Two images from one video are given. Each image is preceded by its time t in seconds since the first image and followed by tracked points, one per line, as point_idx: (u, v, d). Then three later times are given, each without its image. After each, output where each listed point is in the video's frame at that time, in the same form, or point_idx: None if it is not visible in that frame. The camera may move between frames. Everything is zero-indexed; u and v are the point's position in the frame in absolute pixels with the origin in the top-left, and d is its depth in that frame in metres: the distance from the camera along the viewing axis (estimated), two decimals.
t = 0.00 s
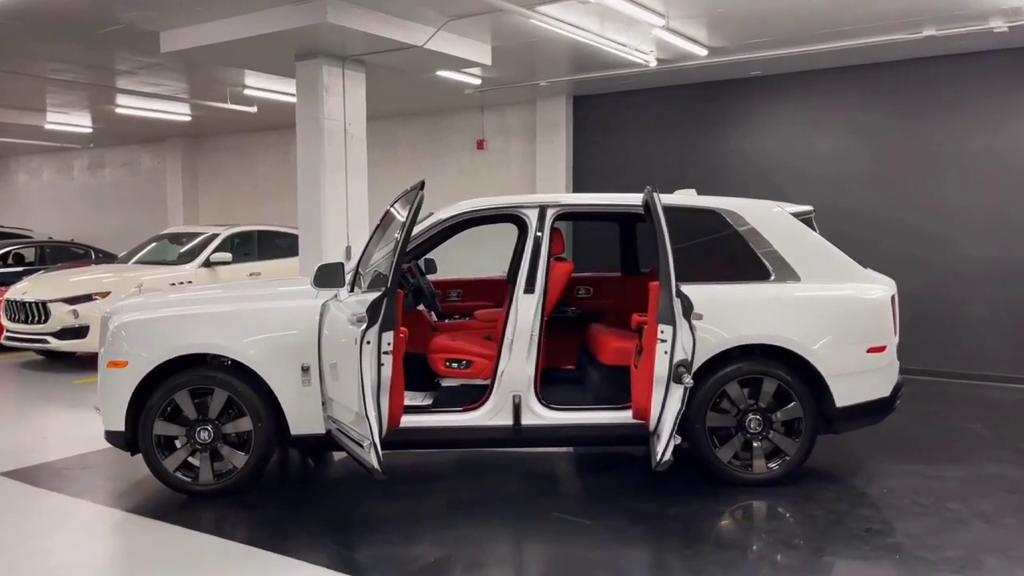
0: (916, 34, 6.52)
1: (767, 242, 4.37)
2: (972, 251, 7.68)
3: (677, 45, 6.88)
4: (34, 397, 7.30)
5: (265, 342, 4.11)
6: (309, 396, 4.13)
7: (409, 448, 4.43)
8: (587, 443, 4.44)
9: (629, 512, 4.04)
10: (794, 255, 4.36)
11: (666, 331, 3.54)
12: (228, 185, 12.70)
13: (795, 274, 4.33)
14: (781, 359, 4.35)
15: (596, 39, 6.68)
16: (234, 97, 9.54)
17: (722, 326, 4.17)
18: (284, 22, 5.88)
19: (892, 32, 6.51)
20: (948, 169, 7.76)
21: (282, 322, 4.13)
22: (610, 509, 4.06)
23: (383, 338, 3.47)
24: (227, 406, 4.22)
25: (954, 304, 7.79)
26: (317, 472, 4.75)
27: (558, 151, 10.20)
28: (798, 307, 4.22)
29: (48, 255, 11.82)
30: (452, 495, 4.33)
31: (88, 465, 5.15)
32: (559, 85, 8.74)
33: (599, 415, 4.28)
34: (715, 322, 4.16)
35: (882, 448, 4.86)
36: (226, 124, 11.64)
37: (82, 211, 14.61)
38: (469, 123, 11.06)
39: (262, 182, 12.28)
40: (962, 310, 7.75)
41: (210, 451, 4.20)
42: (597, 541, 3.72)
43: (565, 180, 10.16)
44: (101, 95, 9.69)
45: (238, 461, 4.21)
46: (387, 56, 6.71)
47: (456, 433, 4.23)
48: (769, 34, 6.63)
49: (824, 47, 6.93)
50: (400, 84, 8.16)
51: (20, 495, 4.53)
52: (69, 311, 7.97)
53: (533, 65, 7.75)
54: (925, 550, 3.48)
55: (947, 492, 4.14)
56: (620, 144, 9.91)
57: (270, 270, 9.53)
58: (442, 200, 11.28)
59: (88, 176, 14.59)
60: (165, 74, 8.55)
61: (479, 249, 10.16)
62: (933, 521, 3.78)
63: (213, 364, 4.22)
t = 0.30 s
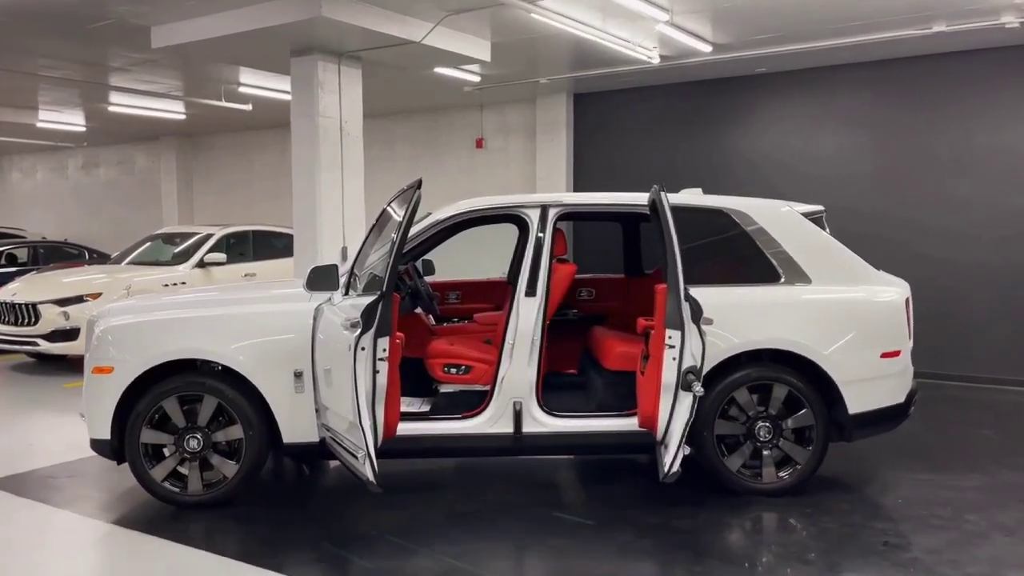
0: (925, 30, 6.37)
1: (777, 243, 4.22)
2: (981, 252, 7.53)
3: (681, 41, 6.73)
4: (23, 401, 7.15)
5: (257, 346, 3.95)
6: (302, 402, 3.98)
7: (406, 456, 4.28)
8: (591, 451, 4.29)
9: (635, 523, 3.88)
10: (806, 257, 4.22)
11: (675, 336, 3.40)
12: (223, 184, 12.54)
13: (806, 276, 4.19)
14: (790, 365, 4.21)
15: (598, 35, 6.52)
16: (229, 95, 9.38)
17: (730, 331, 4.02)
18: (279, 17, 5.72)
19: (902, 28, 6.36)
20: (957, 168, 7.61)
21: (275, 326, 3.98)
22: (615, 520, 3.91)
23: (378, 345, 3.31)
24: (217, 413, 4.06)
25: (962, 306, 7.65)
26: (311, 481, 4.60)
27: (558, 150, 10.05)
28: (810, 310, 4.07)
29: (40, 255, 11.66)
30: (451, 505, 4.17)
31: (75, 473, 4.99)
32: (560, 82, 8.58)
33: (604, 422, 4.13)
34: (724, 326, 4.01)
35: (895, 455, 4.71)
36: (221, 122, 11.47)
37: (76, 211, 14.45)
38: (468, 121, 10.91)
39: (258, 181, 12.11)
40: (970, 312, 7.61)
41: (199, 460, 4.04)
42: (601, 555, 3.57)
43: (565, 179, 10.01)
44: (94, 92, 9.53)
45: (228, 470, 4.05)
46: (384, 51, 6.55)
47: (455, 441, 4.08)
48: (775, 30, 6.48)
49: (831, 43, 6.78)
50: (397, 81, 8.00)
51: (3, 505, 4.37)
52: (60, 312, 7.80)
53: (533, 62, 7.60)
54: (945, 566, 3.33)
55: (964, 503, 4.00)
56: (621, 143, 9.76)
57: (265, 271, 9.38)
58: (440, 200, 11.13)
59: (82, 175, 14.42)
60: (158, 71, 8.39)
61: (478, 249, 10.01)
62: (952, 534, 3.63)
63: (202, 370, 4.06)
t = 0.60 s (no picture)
0: (935, 23, 6.21)
1: (788, 240, 4.06)
2: (990, 251, 7.39)
3: (685, 34, 6.58)
4: (12, 403, 6.99)
5: (248, 347, 3.80)
6: (293, 405, 3.82)
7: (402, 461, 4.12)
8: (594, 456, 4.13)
9: (640, 532, 3.73)
10: (817, 254, 4.06)
11: (683, 337, 3.25)
12: (219, 182, 12.38)
13: (817, 274, 4.03)
14: (801, 367, 4.06)
15: (600, 27, 6.37)
16: (223, 90, 9.22)
17: (739, 331, 3.86)
18: (272, 8, 5.56)
19: (911, 20, 6.21)
20: (966, 165, 7.46)
21: (266, 326, 3.82)
22: (620, 528, 3.76)
23: (373, 346, 3.15)
24: (206, 417, 3.91)
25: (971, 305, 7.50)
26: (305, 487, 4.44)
27: (558, 147, 9.89)
28: (822, 309, 3.92)
29: (33, 255, 11.50)
30: (449, 511, 4.02)
31: (61, 478, 4.83)
32: (560, 78, 8.43)
33: (608, 425, 3.98)
34: (733, 326, 3.85)
35: (908, 460, 4.55)
36: (217, 119, 11.32)
37: (70, 210, 14.29)
38: (466, 118, 10.75)
39: (254, 179, 11.96)
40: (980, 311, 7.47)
41: (187, 466, 3.89)
42: (606, 565, 3.41)
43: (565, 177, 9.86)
44: (86, 88, 9.37)
45: (217, 477, 3.89)
46: (381, 44, 6.39)
47: (453, 446, 3.92)
48: (781, 23, 6.33)
49: (838, 36, 6.63)
50: (394, 76, 7.85)
51: None
52: (49, 312, 7.65)
53: (533, 56, 7.44)
54: None
55: (983, 510, 3.85)
56: (622, 140, 9.61)
57: (261, 270, 9.22)
58: (438, 198, 10.97)
59: (76, 173, 14.26)
60: (150, 66, 8.23)
61: (476, 247, 9.86)
62: (972, 544, 3.48)
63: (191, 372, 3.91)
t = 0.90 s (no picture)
0: (948, 17, 6.04)
1: (803, 240, 3.89)
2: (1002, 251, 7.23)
3: (691, 29, 6.41)
4: None
5: (237, 353, 3.63)
6: (285, 414, 3.65)
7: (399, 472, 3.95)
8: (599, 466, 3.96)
9: (648, 546, 3.56)
10: (832, 256, 3.89)
11: (696, 343, 3.10)
12: (214, 181, 12.20)
13: (832, 276, 3.86)
14: (814, 373, 3.89)
15: (603, 22, 6.20)
16: (217, 87, 9.04)
17: (752, 336, 3.69)
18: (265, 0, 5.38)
19: (923, 14, 6.04)
20: (977, 163, 7.30)
21: (256, 331, 3.65)
22: (628, 542, 3.59)
23: (368, 353, 2.98)
24: (194, 426, 3.73)
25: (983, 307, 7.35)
26: (298, 498, 4.27)
27: (559, 146, 9.73)
28: (838, 313, 3.75)
29: (26, 255, 11.32)
30: (448, 524, 3.85)
31: (45, 487, 4.66)
32: (561, 74, 8.26)
33: (614, 434, 3.81)
34: (745, 330, 3.68)
35: (925, 469, 4.39)
36: (212, 117, 11.14)
37: (64, 209, 14.10)
38: (466, 117, 10.58)
39: (251, 178, 11.78)
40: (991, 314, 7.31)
41: (174, 477, 3.71)
42: None
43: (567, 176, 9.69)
44: (78, 85, 9.19)
45: (205, 489, 3.72)
46: (378, 39, 6.22)
47: (452, 455, 3.75)
48: (789, 17, 6.16)
49: (847, 31, 6.45)
50: (392, 72, 7.68)
51: None
52: (39, 314, 7.46)
53: (534, 52, 7.28)
54: None
55: (1006, 523, 3.68)
56: (625, 138, 9.44)
57: (256, 270, 9.05)
58: (438, 197, 10.79)
59: (70, 173, 14.07)
60: (143, 62, 8.05)
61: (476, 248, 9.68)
62: (998, 560, 3.31)
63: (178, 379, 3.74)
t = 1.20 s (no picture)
0: (959, 10, 5.89)
1: (814, 238, 3.73)
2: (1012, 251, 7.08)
3: (694, 22, 6.26)
4: None
5: (222, 356, 3.47)
6: (273, 420, 3.49)
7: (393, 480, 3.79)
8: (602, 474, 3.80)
9: (654, 558, 3.40)
10: (845, 255, 3.73)
11: (704, 347, 2.95)
12: (209, 180, 12.03)
13: (846, 277, 3.70)
14: (825, 377, 3.73)
15: (604, 15, 6.04)
16: (211, 83, 8.88)
17: (762, 339, 3.53)
18: None
19: (933, 6, 5.88)
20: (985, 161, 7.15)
21: (243, 334, 3.49)
22: (634, 554, 3.43)
23: (358, 358, 2.80)
24: (178, 433, 3.57)
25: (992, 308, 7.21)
26: (289, 507, 4.11)
27: (559, 143, 9.57)
28: (851, 315, 3.59)
29: (17, 255, 11.16)
30: (445, 535, 3.69)
31: (27, 494, 4.49)
32: (561, 71, 8.10)
33: (616, 441, 3.65)
34: (755, 333, 3.53)
35: (939, 476, 4.24)
36: (206, 115, 10.97)
37: (57, 208, 13.92)
38: (464, 114, 10.42)
39: (246, 177, 11.62)
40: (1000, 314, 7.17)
41: (157, 487, 3.55)
42: None
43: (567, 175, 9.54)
44: (70, 81, 9.02)
45: (190, 499, 3.56)
46: (373, 32, 6.06)
47: (449, 464, 3.60)
48: (795, 10, 6.01)
49: (855, 24, 6.30)
50: (389, 68, 7.52)
51: None
52: (26, 315, 7.34)
53: (534, 47, 7.12)
54: None
55: None
56: (626, 136, 9.28)
57: (250, 270, 8.90)
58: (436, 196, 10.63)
59: (63, 171, 13.90)
60: (134, 57, 7.89)
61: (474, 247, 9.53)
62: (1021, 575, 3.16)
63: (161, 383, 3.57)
